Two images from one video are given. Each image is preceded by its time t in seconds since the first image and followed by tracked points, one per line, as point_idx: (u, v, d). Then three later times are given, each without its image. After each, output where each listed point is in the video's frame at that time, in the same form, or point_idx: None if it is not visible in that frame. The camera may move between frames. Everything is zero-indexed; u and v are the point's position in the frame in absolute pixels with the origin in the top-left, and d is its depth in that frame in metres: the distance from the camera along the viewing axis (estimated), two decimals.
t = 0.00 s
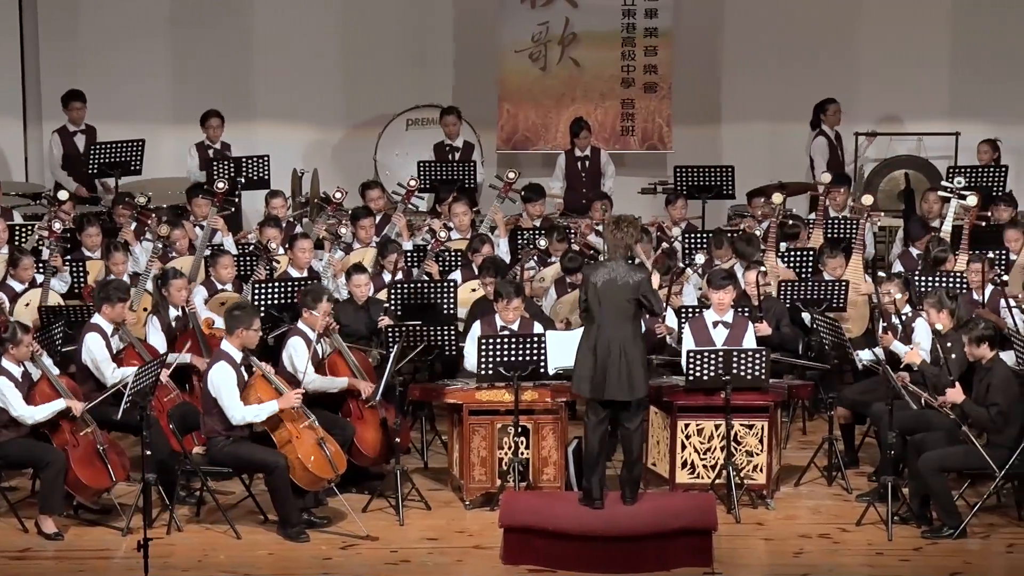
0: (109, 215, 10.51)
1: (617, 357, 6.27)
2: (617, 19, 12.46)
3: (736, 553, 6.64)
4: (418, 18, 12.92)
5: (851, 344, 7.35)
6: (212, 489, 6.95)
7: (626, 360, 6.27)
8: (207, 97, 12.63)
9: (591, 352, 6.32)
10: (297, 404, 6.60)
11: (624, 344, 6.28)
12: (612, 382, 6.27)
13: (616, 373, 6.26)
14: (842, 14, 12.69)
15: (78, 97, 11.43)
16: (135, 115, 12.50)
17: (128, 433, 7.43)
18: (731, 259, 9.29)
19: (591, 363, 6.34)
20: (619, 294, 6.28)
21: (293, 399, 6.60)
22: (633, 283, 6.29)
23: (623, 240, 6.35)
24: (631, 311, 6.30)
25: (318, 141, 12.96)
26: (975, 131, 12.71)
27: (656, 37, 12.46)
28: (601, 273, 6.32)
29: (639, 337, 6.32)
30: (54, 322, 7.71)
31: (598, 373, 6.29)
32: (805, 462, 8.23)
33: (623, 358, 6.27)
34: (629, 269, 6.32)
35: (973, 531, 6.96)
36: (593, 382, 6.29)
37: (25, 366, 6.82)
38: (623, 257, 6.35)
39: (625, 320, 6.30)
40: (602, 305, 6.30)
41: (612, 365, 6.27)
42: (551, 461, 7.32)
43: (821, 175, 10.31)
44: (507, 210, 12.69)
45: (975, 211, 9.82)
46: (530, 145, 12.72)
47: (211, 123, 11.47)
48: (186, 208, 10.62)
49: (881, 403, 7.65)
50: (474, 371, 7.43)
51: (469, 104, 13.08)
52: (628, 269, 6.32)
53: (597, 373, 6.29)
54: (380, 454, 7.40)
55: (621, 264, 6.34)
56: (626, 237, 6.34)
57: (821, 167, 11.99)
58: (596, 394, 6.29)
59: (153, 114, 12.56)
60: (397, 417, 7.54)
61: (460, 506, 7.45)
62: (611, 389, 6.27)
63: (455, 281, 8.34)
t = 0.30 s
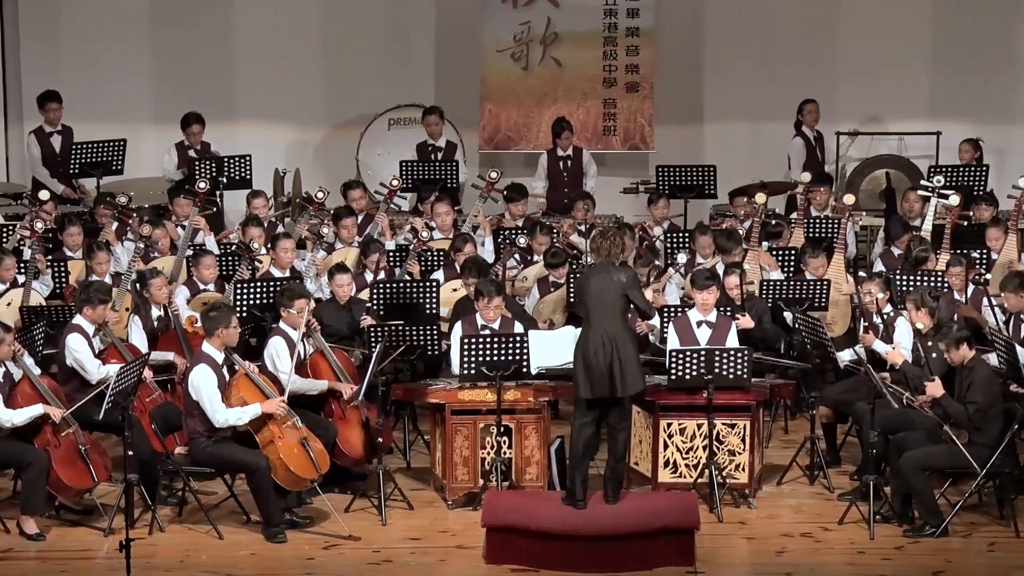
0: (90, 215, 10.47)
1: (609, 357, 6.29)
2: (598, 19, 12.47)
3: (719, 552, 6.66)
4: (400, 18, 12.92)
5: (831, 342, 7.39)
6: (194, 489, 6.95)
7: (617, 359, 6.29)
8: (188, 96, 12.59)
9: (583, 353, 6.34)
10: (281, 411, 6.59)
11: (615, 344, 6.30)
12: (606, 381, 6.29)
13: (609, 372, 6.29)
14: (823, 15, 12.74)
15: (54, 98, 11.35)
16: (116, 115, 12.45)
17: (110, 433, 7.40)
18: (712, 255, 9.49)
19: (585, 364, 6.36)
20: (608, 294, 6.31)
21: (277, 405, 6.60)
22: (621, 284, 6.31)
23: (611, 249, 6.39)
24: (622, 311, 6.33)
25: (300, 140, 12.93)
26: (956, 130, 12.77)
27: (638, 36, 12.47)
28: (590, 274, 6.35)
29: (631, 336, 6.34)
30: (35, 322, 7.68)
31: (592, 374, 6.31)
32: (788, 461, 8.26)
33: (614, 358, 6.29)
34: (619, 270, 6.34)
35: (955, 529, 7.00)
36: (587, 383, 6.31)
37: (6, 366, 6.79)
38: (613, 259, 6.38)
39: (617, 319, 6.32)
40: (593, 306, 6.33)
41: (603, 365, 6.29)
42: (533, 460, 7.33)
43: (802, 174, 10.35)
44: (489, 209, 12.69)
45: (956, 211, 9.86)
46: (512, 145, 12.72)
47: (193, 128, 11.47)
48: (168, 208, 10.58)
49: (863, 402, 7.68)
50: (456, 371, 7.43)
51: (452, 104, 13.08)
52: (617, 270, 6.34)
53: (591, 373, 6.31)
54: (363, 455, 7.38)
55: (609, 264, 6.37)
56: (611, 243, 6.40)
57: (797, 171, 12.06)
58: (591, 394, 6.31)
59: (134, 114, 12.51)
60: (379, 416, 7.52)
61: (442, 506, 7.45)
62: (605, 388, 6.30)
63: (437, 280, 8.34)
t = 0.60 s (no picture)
0: (75, 214, 10.44)
1: (596, 356, 6.32)
2: (584, 19, 12.49)
3: (704, 551, 6.68)
4: (386, 18, 12.92)
5: (817, 341, 7.40)
6: (180, 490, 6.93)
7: (604, 359, 6.31)
8: (174, 96, 12.56)
9: (571, 352, 6.37)
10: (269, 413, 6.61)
11: (603, 344, 6.33)
12: (592, 381, 6.31)
13: (596, 372, 6.31)
14: (809, 15, 12.77)
15: (42, 97, 11.30)
16: (102, 115, 12.42)
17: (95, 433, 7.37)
18: (698, 251, 9.56)
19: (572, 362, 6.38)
20: (599, 295, 6.34)
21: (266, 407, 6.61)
22: (612, 284, 6.34)
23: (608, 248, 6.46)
24: (611, 311, 6.36)
25: (285, 140, 12.91)
26: (941, 130, 12.80)
27: (623, 36, 12.49)
28: (582, 273, 6.39)
29: (619, 337, 6.37)
30: (20, 322, 7.66)
31: (578, 372, 6.33)
32: (773, 461, 8.29)
33: (602, 358, 6.31)
34: (610, 271, 6.38)
35: (940, 528, 7.03)
36: (573, 381, 6.33)
37: None
38: (605, 259, 6.42)
39: (606, 319, 6.36)
40: (583, 306, 6.36)
41: (590, 365, 6.31)
42: (519, 460, 7.33)
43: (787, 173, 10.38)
44: (475, 209, 12.69)
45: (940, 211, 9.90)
46: (497, 144, 12.73)
47: (177, 125, 11.29)
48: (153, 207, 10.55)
49: (848, 401, 7.71)
50: (442, 370, 7.43)
51: (437, 104, 13.07)
52: (609, 271, 6.38)
53: (578, 371, 6.33)
54: (348, 455, 7.38)
55: (602, 265, 6.41)
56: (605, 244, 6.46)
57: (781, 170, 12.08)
58: (576, 393, 6.33)
59: (119, 114, 12.49)
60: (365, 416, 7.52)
61: (428, 505, 7.45)
62: (591, 388, 6.32)
63: (423, 280, 8.35)
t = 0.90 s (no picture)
0: (61, 214, 10.41)
1: (579, 356, 6.34)
2: (571, 19, 12.49)
3: (691, 550, 6.70)
4: (373, 17, 12.91)
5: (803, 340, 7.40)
6: (167, 490, 6.92)
7: (587, 361, 6.33)
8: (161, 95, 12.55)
9: (555, 352, 6.38)
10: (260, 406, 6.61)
11: (587, 345, 6.34)
12: (574, 382, 6.33)
13: (578, 373, 6.33)
14: (795, 15, 12.81)
15: (38, 97, 11.24)
16: (88, 114, 12.40)
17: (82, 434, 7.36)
18: (686, 249, 9.58)
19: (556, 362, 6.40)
20: (585, 296, 6.34)
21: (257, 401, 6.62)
22: (599, 286, 6.34)
23: (595, 250, 6.46)
24: (596, 312, 6.36)
25: (272, 140, 12.89)
26: (927, 130, 12.84)
27: (610, 35, 12.52)
28: (569, 274, 6.39)
29: (603, 338, 6.37)
30: (5, 322, 7.63)
31: (561, 372, 6.35)
32: (760, 460, 8.31)
33: (585, 360, 6.33)
34: (597, 272, 6.37)
35: (926, 527, 7.06)
36: (555, 381, 6.36)
37: None
38: (593, 261, 6.42)
39: (591, 320, 6.36)
40: (569, 307, 6.37)
41: (573, 366, 6.33)
42: (506, 460, 7.34)
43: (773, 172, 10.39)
44: (462, 208, 12.68)
45: (926, 212, 9.94)
46: (484, 144, 12.74)
47: (167, 121, 11.34)
48: (140, 207, 10.52)
49: (835, 400, 7.73)
50: (428, 370, 7.43)
51: (424, 103, 13.06)
52: (596, 273, 6.38)
53: (560, 371, 6.35)
54: (336, 455, 7.38)
55: (589, 265, 6.41)
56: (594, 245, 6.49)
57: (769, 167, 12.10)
58: (558, 393, 6.35)
59: (106, 113, 12.46)
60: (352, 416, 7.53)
61: (415, 505, 7.45)
62: (572, 388, 6.34)
63: (409, 279, 8.34)
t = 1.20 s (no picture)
0: (47, 214, 10.39)
1: (562, 356, 6.35)
2: (557, 18, 12.52)
3: (677, 550, 6.71)
4: (359, 17, 12.91)
5: (789, 339, 7.43)
6: (152, 490, 6.91)
7: (570, 361, 6.35)
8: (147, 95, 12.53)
9: (537, 353, 6.39)
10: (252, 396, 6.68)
11: (569, 344, 6.36)
12: (557, 382, 6.34)
13: (562, 373, 6.34)
14: (780, 15, 12.84)
15: (25, 97, 11.22)
16: (74, 114, 12.38)
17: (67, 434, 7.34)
18: (673, 249, 9.53)
19: (538, 362, 6.40)
20: (565, 296, 6.36)
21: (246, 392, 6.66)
22: (579, 285, 6.36)
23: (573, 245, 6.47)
24: (577, 312, 6.38)
25: (257, 139, 12.87)
26: (912, 130, 12.88)
27: (596, 35, 12.54)
28: (550, 274, 6.39)
29: (585, 338, 6.40)
30: None
31: (544, 372, 6.36)
32: (746, 459, 8.33)
33: (568, 359, 6.35)
34: (576, 271, 6.39)
35: (912, 527, 7.08)
36: (538, 381, 6.36)
37: None
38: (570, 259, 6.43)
39: (573, 320, 6.38)
40: (549, 307, 6.38)
41: (556, 366, 6.35)
42: (493, 459, 7.34)
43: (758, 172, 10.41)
44: (448, 208, 12.68)
45: (913, 212, 9.98)
46: (470, 144, 12.75)
47: (161, 119, 11.33)
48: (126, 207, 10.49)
49: (820, 400, 7.76)
50: (414, 369, 7.43)
51: (410, 102, 13.06)
52: (574, 271, 6.39)
53: (543, 372, 6.36)
54: (322, 454, 7.38)
55: (569, 265, 6.42)
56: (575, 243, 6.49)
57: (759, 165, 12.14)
58: (542, 394, 6.36)
59: (92, 113, 12.45)
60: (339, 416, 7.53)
61: (402, 505, 7.45)
62: (556, 388, 6.35)
63: (396, 278, 8.34)
